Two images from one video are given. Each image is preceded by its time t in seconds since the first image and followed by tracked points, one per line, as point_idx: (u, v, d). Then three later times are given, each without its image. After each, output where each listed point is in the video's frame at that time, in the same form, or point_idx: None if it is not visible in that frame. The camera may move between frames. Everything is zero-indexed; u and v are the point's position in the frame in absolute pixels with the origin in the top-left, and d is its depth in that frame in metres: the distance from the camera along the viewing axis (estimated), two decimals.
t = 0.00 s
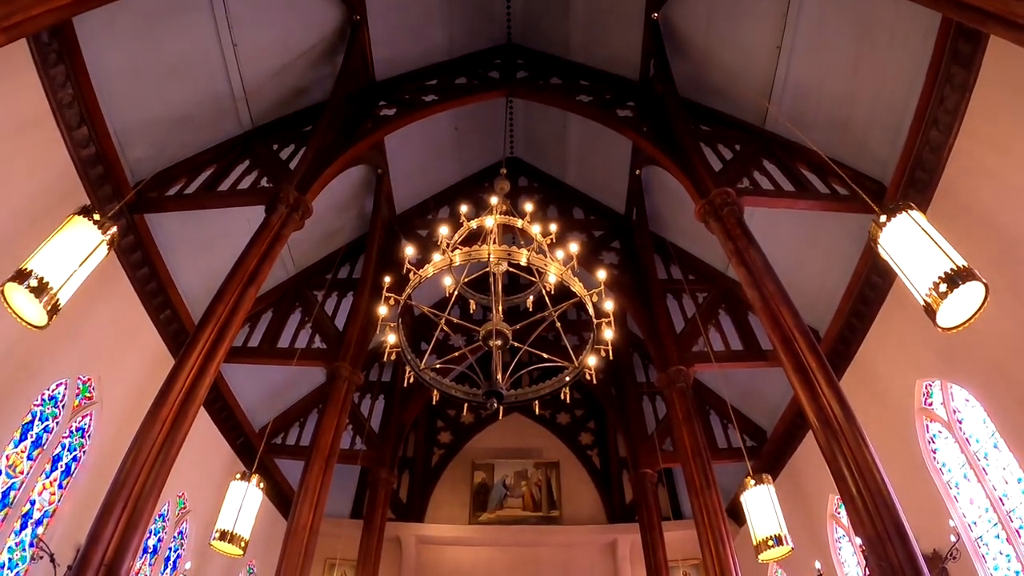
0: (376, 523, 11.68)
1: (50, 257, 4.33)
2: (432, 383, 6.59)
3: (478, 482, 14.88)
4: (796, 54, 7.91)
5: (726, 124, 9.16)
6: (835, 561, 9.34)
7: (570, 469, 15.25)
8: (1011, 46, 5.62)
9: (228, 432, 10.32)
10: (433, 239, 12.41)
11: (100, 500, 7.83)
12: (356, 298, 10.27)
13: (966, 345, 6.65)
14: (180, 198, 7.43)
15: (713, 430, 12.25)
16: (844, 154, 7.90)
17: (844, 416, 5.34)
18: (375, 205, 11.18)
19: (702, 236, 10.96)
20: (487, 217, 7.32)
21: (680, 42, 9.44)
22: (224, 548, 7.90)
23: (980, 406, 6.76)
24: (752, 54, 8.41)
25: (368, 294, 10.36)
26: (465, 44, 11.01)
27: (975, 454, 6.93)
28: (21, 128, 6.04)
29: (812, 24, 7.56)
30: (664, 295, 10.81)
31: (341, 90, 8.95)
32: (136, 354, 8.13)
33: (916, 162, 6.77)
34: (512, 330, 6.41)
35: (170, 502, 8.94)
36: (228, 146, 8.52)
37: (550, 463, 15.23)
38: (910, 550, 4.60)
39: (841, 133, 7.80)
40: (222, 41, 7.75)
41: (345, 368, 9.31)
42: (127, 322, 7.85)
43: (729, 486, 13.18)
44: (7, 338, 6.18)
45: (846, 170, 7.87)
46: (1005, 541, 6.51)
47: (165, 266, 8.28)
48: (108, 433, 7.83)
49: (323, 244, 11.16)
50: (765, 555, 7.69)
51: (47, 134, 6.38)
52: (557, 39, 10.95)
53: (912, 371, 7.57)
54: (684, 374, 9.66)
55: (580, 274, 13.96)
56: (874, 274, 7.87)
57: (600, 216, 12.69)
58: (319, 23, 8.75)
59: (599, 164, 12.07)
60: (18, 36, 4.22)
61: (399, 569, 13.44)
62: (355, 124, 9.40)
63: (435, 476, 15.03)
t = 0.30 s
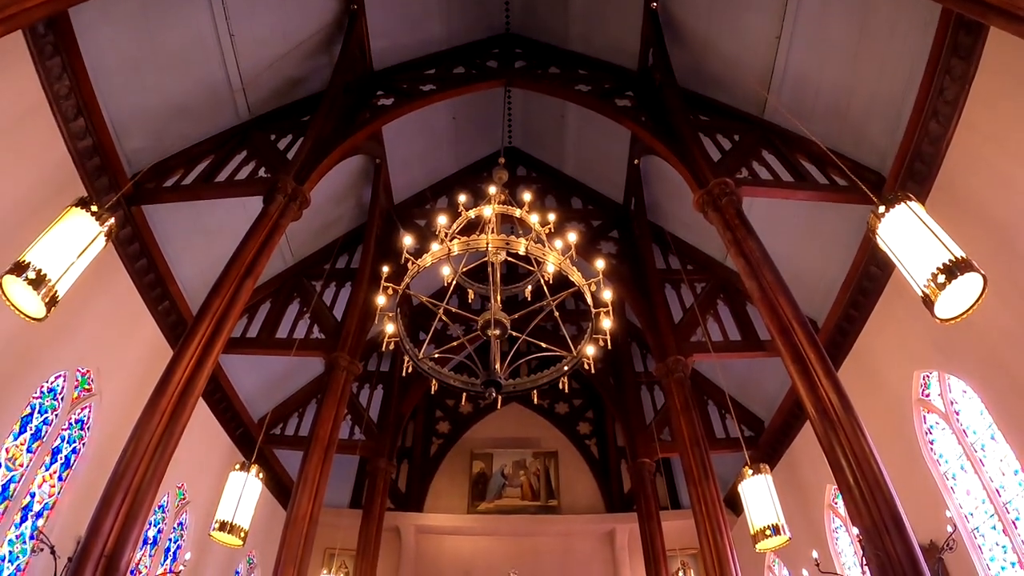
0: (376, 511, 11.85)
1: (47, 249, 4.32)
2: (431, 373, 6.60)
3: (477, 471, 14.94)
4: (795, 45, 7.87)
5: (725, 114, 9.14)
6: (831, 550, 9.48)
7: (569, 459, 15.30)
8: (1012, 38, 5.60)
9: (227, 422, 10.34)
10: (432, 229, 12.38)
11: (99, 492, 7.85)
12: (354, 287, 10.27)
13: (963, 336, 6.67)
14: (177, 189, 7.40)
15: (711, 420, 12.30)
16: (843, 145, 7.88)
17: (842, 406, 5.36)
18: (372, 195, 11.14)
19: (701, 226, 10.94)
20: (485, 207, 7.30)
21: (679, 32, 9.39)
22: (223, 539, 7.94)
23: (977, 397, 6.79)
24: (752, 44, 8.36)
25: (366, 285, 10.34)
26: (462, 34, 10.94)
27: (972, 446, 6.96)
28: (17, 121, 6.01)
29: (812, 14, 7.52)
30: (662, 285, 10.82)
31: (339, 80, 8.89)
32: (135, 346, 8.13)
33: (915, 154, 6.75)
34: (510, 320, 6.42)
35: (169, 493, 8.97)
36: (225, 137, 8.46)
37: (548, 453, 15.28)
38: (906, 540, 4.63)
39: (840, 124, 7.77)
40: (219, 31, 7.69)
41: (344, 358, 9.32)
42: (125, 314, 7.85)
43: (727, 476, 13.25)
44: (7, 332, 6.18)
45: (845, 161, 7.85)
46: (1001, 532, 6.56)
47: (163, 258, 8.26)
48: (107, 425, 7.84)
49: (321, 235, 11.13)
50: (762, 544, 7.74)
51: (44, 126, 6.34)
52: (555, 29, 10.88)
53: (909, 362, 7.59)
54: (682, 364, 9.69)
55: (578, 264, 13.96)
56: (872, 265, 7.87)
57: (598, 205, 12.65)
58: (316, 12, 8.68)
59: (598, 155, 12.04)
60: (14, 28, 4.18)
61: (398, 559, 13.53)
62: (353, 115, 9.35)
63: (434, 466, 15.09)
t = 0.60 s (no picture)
0: (374, 496, 11.91)
1: (45, 237, 4.30)
2: (428, 358, 6.60)
3: (475, 456, 15.03)
4: (795, 31, 7.81)
5: (724, 100, 9.11)
6: (826, 534, 9.57)
7: (567, 445, 15.37)
8: (1013, 25, 5.56)
9: (226, 409, 10.38)
10: (430, 214, 12.33)
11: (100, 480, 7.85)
12: (353, 273, 10.25)
13: (960, 325, 6.70)
14: (174, 176, 7.36)
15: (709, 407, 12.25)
16: (842, 132, 7.84)
17: (839, 392, 5.38)
18: (370, 181, 11.09)
19: (699, 212, 10.92)
20: (483, 191, 7.27)
21: (678, 18, 9.31)
22: (223, 524, 8.00)
23: (973, 385, 6.84)
24: (752, 30, 8.29)
25: (364, 270, 10.32)
26: (460, 19, 10.84)
27: (967, 434, 7.02)
28: (12, 109, 5.96)
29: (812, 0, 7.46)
30: (660, 270, 10.82)
31: (336, 65, 8.81)
32: (133, 333, 8.13)
33: (913, 142, 6.73)
34: (508, 304, 6.41)
35: (168, 481, 9.03)
36: (220, 124, 8.36)
37: (546, 438, 15.36)
38: (901, 524, 4.67)
39: (839, 111, 7.74)
40: (214, 17, 7.60)
41: (342, 344, 9.33)
42: (122, 302, 7.83)
43: (725, 461, 13.35)
44: (6, 320, 6.19)
45: (845, 148, 7.79)
46: (996, 521, 6.61)
47: (160, 244, 8.24)
48: (106, 413, 7.85)
49: (318, 220, 11.09)
50: (759, 530, 7.81)
51: (40, 114, 6.29)
52: (554, 14, 10.78)
53: (906, 350, 7.63)
54: (680, 349, 9.73)
55: (577, 249, 13.98)
56: (870, 252, 7.88)
57: (596, 190, 12.59)
58: None
59: (596, 141, 12.00)
60: (8, 16, 4.14)
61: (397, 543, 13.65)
62: (350, 100, 9.27)
63: (432, 451, 15.17)
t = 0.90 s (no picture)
0: (372, 434, 12.02)
1: (36, 183, 4.21)
2: (425, 293, 6.58)
3: (471, 393, 15.32)
4: None
5: (724, 37, 8.85)
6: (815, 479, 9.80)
7: (563, 381, 15.67)
8: None
9: (224, 349, 10.49)
10: (425, 150, 12.10)
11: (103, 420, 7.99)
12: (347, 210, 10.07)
13: (956, 274, 6.75)
14: (164, 119, 7.16)
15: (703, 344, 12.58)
16: (846, 74, 7.64)
17: (833, 333, 5.47)
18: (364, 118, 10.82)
19: (699, 151, 10.77)
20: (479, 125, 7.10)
21: None
22: (225, 463, 8.15)
23: (966, 334, 6.93)
24: None
25: (359, 208, 10.15)
26: None
27: (958, 382, 7.16)
28: None
29: None
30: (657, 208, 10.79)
31: None
32: (128, 279, 8.09)
33: (918, 88, 6.58)
34: (504, 238, 6.37)
35: (169, 424, 9.15)
36: (212, 62, 8.13)
37: (542, 374, 15.65)
38: (888, 463, 4.82)
39: (845, 52, 7.51)
40: None
41: (338, 283, 9.34)
42: (117, 247, 7.78)
43: (718, 400, 13.63)
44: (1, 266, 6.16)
45: (846, 90, 7.66)
46: (982, 470, 6.81)
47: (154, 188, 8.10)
48: (105, 359, 7.89)
49: (316, 153, 10.89)
50: (750, 467, 8.05)
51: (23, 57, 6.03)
52: None
53: (902, 296, 7.69)
54: (676, 287, 9.80)
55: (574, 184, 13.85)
56: (869, 197, 7.85)
57: (593, 127, 12.34)
58: None
59: (595, 79, 11.71)
60: None
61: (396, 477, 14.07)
62: (343, 35, 8.91)
63: (429, 387, 15.43)
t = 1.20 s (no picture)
0: (371, 342, 12.16)
1: (21, 102, 4.01)
2: (421, 196, 6.31)
3: (469, 300, 15.36)
4: None
5: None
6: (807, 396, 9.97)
7: (560, 289, 15.67)
8: None
9: (221, 263, 10.47)
10: (421, 55, 11.52)
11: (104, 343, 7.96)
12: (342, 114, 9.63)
13: (954, 200, 6.71)
14: (152, 34, 6.65)
15: (699, 255, 12.56)
16: None
17: (830, 248, 5.53)
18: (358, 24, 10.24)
19: (700, 57, 10.30)
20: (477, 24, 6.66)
21: None
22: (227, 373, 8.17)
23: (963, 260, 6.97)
24: None
25: (354, 111, 9.71)
26: None
27: (951, 308, 7.24)
28: None
29: None
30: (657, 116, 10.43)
31: None
32: (123, 200, 7.94)
33: (930, 7, 6.33)
34: (502, 140, 6.09)
35: (170, 340, 9.25)
36: None
37: (539, 282, 15.66)
38: (878, 377, 5.02)
39: None
40: None
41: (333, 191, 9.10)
42: (110, 167, 7.58)
43: (713, 310, 13.78)
44: None
45: (859, 6, 7.24)
46: (969, 396, 6.96)
47: (144, 107, 7.80)
48: (103, 282, 7.84)
49: (302, 65, 10.35)
50: (742, 376, 7.85)
51: None
52: None
53: (899, 219, 7.64)
54: (675, 196, 9.60)
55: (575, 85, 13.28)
56: (873, 115, 7.68)
57: (593, 33, 11.67)
58: None
59: None
60: None
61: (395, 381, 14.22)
62: None
63: (426, 296, 15.41)
